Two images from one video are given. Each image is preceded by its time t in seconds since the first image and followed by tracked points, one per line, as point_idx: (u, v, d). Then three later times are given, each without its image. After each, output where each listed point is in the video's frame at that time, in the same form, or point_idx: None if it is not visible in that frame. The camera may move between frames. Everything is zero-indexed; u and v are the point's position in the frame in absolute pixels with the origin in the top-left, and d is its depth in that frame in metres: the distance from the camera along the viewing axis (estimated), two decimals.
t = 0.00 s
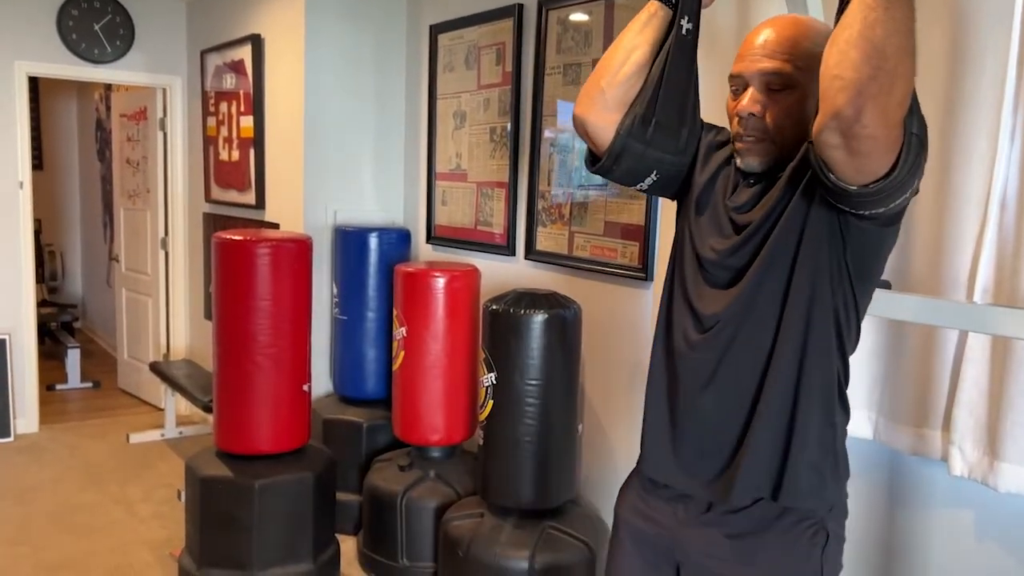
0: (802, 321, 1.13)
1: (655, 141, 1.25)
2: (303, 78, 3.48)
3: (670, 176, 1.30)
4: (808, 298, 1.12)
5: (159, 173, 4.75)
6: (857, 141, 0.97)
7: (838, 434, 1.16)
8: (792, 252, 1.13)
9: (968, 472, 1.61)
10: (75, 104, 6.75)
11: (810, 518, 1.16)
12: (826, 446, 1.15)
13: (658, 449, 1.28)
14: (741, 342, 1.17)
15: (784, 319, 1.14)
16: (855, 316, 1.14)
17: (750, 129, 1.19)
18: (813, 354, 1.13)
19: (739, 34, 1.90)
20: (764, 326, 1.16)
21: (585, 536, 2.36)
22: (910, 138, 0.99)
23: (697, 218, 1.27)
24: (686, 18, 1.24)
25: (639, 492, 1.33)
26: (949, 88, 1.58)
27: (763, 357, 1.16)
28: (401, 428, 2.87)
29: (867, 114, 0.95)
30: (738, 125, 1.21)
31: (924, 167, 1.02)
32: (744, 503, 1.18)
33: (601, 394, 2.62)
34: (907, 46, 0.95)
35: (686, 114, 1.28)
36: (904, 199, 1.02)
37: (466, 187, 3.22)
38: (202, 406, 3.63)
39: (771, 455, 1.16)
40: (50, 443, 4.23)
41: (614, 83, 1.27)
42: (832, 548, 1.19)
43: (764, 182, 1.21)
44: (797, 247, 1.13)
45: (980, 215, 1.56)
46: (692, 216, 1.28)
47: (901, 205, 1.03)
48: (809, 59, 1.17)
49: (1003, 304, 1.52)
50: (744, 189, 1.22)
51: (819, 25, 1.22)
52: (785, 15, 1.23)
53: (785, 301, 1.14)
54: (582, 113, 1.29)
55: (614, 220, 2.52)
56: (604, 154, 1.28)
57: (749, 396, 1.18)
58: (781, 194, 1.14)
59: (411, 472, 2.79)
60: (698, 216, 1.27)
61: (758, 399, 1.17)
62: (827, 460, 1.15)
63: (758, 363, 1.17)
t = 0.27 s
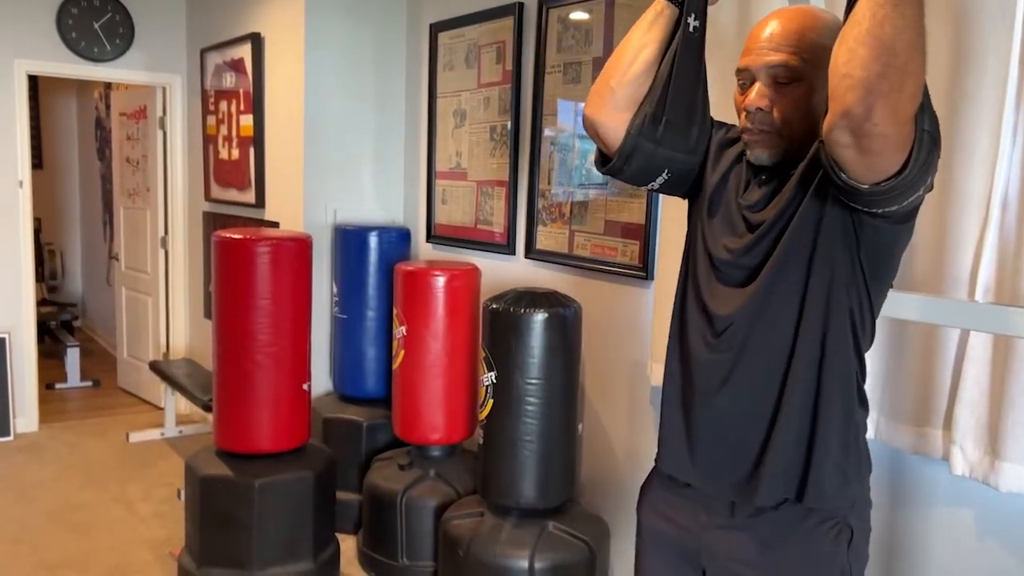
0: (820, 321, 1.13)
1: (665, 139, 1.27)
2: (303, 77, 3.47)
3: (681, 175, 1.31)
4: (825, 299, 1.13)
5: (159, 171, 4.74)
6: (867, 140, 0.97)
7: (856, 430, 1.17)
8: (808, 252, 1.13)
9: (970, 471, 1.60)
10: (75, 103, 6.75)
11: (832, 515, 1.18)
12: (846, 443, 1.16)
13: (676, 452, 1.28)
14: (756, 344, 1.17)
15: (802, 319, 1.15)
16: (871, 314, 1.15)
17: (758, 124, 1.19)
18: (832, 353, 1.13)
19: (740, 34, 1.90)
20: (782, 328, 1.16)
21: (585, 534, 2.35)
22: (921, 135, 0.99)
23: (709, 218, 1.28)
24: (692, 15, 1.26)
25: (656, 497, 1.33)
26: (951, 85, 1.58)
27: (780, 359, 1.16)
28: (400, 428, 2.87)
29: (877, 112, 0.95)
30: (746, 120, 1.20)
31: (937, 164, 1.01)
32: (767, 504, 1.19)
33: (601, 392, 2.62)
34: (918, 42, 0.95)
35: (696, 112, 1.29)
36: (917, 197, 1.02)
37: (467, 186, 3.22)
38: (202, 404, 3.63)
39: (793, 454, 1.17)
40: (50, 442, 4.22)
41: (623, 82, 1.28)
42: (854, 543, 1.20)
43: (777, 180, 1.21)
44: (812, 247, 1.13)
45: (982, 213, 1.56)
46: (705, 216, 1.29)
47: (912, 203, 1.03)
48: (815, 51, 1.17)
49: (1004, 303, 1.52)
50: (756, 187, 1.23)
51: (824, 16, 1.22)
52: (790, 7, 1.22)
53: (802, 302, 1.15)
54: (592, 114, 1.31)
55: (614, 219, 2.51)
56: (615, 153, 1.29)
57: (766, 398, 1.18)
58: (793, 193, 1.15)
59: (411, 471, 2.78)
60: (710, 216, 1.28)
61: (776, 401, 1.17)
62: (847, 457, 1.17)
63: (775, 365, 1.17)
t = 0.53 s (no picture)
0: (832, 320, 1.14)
1: (673, 140, 1.27)
2: (303, 76, 3.47)
3: (688, 175, 1.32)
4: (838, 297, 1.13)
5: (158, 170, 4.74)
6: (870, 142, 0.97)
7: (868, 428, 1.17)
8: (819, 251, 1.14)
9: (969, 472, 1.60)
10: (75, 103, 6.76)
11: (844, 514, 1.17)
12: (859, 440, 1.16)
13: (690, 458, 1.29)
14: (767, 344, 1.17)
15: (814, 318, 1.15)
16: (881, 312, 1.15)
17: (766, 122, 1.19)
18: (844, 351, 1.14)
19: (741, 34, 1.90)
20: (795, 328, 1.16)
21: (585, 534, 2.35)
22: (926, 136, 0.99)
23: (718, 219, 1.28)
24: (696, 15, 1.26)
25: (665, 500, 1.33)
26: (952, 83, 1.57)
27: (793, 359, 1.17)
28: (400, 426, 2.87)
29: (880, 114, 0.95)
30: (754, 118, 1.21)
31: (943, 164, 1.01)
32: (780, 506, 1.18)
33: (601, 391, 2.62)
34: (922, 43, 0.95)
35: (702, 113, 1.29)
36: (923, 197, 1.02)
37: (466, 185, 3.21)
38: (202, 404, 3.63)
39: (808, 455, 1.17)
40: (49, 441, 4.22)
41: (630, 82, 1.28)
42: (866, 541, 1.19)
43: (785, 182, 1.21)
44: (822, 244, 1.13)
45: (983, 213, 1.56)
46: (714, 218, 1.29)
47: (919, 203, 1.03)
48: (824, 49, 1.17)
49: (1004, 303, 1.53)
50: (763, 189, 1.22)
51: (833, 12, 1.21)
52: (800, 3, 1.22)
53: (813, 301, 1.15)
54: (598, 115, 1.30)
55: (614, 218, 2.51)
56: (623, 154, 1.29)
57: (779, 399, 1.18)
58: (799, 196, 1.14)
59: (411, 471, 2.78)
60: (719, 218, 1.28)
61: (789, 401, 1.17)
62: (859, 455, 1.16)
63: (787, 365, 1.17)
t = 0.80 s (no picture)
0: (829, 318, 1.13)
1: (672, 142, 1.27)
2: (303, 75, 3.47)
3: (688, 176, 1.32)
4: (834, 296, 1.13)
5: (158, 169, 4.74)
6: (852, 145, 0.99)
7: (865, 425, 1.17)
8: (815, 250, 1.14)
9: (970, 472, 1.60)
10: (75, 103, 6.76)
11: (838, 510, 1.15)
12: (856, 438, 1.16)
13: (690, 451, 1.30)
14: (766, 346, 1.18)
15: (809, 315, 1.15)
16: (880, 309, 1.14)
17: (770, 115, 1.20)
18: (839, 348, 1.13)
19: (742, 36, 1.90)
20: (790, 327, 1.16)
21: (586, 534, 2.35)
22: (911, 138, 0.99)
23: (716, 221, 1.29)
24: (693, 15, 1.26)
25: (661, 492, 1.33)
26: (954, 82, 1.57)
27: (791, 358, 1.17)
28: (400, 425, 2.87)
29: (860, 118, 0.97)
30: (759, 111, 1.21)
31: (930, 166, 1.00)
32: (775, 507, 1.18)
33: (602, 391, 2.62)
34: (904, 47, 0.96)
35: (701, 113, 1.30)
36: (913, 198, 1.02)
37: (467, 185, 3.21)
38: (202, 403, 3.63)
39: (806, 453, 1.17)
40: (50, 440, 4.22)
41: (629, 85, 1.28)
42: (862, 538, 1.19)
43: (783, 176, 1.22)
44: (819, 243, 1.13)
45: (984, 213, 1.56)
46: (711, 219, 1.30)
47: (910, 203, 1.02)
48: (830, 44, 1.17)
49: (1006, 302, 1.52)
50: (763, 187, 1.24)
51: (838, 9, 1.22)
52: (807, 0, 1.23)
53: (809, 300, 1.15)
54: (599, 118, 1.31)
55: (615, 218, 2.51)
56: (622, 157, 1.30)
57: (776, 397, 1.19)
58: (791, 202, 1.16)
59: (412, 471, 2.78)
60: (716, 219, 1.29)
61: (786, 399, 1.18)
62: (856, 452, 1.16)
63: (784, 364, 1.18)
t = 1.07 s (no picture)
0: (844, 309, 1.13)
1: (695, 143, 1.29)
2: (304, 75, 3.46)
3: (710, 176, 1.34)
4: (851, 288, 1.13)
5: (159, 169, 4.74)
6: (869, 152, 1.01)
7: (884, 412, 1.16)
8: (832, 243, 1.15)
9: (972, 471, 1.60)
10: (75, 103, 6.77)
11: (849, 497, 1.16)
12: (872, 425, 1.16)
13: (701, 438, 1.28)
14: (788, 338, 1.19)
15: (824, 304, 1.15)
16: (901, 298, 1.13)
17: (789, 108, 1.21)
18: (853, 338, 1.13)
19: (744, 36, 1.90)
20: (808, 317, 1.17)
21: (586, 534, 2.35)
22: (927, 140, 1.01)
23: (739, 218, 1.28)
24: (707, 15, 1.29)
25: (666, 463, 1.31)
26: (955, 81, 1.57)
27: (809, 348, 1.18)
28: (403, 425, 2.86)
29: (875, 126, 0.99)
30: (777, 104, 1.22)
31: (945, 163, 1.02)
32: (773, 487, 1.17)
33: (602, 391, 2.62)
34: (913, 54, 0.98)
35: (720, 112, 1.31)
36: (932, 194, 1.04)
37: (468, 185, 3.21)
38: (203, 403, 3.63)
39: (819, 440, 1.14)
40: (50, 440, 4.22)
41: (649, 89, 1.30)
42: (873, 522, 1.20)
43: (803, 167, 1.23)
44: (836, 236, 1.14)
45: (986, 214, 1.56)
46: (729, 217, 1.30)
47: (929, 199, 1.04)
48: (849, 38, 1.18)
49: (1008, 302, 1.52)
50: (784, 177, 1.25)
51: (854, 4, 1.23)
52: None
53: (824, 289, 1.16)
54: (619, 124, 1.32)
55: (616, 218, 2.51)
56: (646, 161, 1.31)
57: (794, 385, 1.19)
58: (812, 200, 1.17)
59: (413, 470, 2.78)
60: (735, 217, 1.29)
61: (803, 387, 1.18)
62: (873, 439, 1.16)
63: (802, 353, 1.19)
